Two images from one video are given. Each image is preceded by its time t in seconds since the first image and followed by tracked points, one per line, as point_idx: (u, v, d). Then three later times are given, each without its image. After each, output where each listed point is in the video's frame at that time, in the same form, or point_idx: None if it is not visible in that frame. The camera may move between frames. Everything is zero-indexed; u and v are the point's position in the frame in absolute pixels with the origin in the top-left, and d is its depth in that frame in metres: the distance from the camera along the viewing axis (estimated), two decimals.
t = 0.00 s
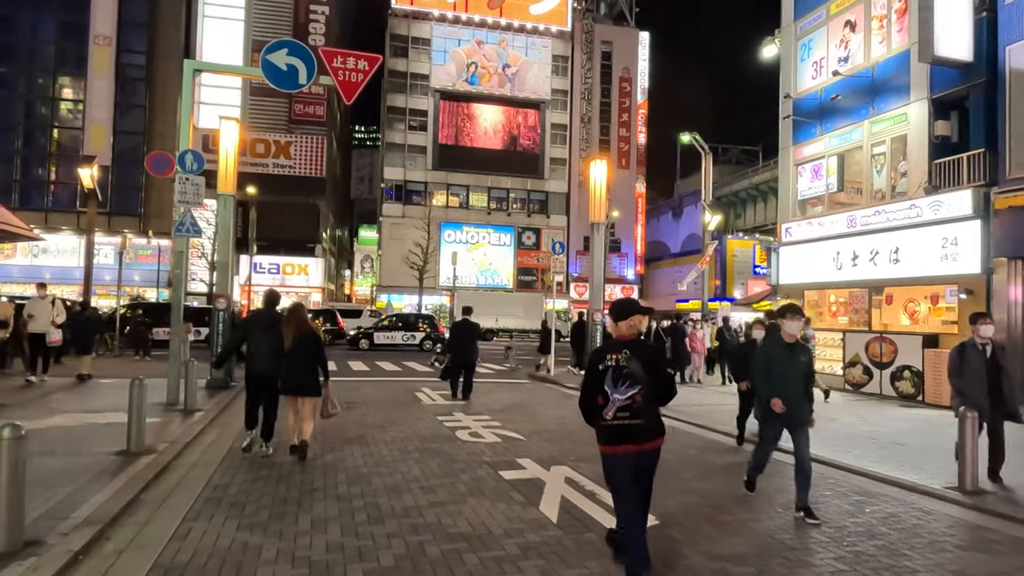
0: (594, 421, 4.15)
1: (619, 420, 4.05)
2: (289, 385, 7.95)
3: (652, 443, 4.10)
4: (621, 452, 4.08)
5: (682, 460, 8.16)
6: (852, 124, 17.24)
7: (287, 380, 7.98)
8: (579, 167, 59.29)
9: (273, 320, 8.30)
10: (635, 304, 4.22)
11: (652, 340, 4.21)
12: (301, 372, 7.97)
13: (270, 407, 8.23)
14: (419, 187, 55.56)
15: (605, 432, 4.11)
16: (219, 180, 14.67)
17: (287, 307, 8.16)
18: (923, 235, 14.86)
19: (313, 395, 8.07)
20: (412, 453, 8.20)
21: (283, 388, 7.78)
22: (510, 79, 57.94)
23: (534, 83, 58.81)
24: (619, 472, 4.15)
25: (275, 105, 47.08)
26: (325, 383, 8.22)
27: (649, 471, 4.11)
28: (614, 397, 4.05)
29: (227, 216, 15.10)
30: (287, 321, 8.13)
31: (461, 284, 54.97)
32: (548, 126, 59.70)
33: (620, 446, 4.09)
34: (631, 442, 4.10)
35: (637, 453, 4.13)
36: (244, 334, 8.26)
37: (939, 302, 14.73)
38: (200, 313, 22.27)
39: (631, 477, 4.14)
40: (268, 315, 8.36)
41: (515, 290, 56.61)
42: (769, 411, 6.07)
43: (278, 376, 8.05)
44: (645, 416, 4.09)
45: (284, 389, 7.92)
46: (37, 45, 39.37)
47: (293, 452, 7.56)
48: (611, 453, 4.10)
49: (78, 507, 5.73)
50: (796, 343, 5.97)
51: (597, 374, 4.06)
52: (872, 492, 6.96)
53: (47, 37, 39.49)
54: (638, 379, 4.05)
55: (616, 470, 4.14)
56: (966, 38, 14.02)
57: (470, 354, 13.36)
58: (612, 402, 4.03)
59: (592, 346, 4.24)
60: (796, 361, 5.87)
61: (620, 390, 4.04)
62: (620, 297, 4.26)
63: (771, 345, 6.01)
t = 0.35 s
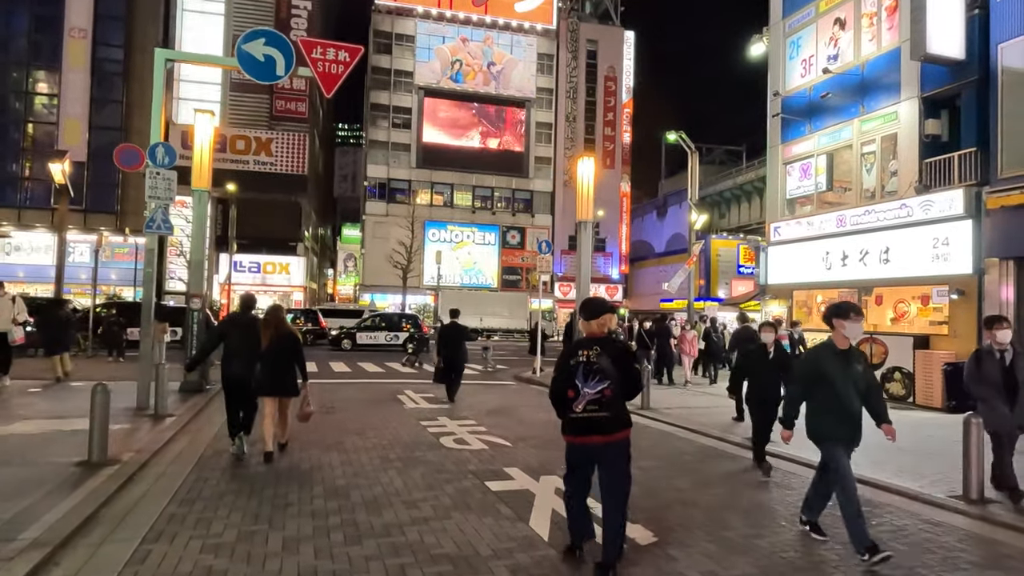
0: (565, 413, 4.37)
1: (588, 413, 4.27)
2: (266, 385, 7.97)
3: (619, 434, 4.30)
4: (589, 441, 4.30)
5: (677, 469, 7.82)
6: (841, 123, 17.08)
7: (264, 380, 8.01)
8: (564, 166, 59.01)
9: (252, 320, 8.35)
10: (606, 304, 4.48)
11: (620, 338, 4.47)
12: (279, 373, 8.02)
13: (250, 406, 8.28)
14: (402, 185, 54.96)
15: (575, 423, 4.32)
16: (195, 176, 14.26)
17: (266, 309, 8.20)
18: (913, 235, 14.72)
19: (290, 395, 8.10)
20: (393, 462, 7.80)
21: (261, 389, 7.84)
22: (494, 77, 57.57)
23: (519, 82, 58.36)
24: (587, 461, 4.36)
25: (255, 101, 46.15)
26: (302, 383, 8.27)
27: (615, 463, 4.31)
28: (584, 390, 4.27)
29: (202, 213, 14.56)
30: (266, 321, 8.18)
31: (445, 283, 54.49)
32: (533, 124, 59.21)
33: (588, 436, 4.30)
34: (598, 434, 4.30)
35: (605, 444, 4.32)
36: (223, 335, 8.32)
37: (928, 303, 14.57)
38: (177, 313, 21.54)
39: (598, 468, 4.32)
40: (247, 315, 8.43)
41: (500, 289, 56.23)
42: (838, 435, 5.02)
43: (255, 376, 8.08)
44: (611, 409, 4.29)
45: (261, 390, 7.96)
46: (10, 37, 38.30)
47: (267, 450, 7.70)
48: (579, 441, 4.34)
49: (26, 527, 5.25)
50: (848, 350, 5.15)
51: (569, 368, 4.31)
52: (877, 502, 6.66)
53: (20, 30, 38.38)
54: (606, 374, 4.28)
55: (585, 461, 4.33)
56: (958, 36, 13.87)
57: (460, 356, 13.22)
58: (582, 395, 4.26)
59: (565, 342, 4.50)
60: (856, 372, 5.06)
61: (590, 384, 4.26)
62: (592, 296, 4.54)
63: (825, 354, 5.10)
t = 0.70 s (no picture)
0: (540, 409, 4.71)
1: (562, 409, 4.62)
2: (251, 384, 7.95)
3: (589, 429, 4.66)
4: (562, 436, 4.64)
5: (678, 478, 7.47)
6: (835, 124, 16.90)
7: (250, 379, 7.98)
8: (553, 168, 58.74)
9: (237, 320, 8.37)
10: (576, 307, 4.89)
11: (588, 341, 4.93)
12: (266, 372, 8.01)
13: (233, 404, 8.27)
14: (390, 186, 54.42)
15: (550, 417, 4.66)
16: (176, 174, 13.86)
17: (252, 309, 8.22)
18: (910, 235, 14.51)
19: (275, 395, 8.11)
20: (382, 471, 7.41)
21: (244, 391, 7.89)
22: (483, 78, 57.26)
23: (507, 83, 58.10)
24: (559, 456, 4.68)
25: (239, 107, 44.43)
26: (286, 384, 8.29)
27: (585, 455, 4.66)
28: (558, 387, 4.64)
29: (182, 210, 14.08)
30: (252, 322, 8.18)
31: (432, 285, 54.02)
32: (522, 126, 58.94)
33: (560, 430, 4.65)
34: (570, 429, 4.65)
35: (576, 439, 4.67)
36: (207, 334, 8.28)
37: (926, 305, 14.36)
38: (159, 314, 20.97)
39: (570, 461, 4.66)
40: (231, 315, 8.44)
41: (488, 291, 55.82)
42: (929, 451, 3.91)
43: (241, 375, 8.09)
44: (582, 406, 4.66)
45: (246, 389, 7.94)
46: None
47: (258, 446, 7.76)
48: (553, 437, 4.66)
49: None
50: (947, 348, 4.06)
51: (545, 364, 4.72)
52: (890, 512, 6.35)
53: None
54: (578, 372, 4.68)
55: (558, 454, 4.67)
56: (956, 35, 13.71)
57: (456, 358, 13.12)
58: (556, 391, 4.63)
59: (538, 343, 4.88)
60: (957, 376, 3.96)
61: (563, 382, 4.65)
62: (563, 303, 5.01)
63: (918, 355, 3.99)
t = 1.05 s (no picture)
0: (520, 414, 4.79)
1: (542, 413, 4.73)
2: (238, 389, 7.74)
3: (566, 433, 4.80)
4: (542, 440, 4.75)
5: (682, 491, 7.12)
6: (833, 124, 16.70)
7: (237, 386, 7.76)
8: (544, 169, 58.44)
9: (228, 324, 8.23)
10: (554, 315, 4.97)
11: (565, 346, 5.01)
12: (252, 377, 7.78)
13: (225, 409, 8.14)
14: (380, 186, 53.90)
15: (530, 422, 4.75)
16: (159, 171, 13.42)
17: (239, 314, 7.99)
18: (910, 237, 14.29)
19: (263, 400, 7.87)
20: (372, 484, 7.02)
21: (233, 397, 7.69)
22: (473, 78, 56.92)
23: (498, 83, 57.83)
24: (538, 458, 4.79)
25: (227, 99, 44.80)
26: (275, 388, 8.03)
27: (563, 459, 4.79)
28: (538, 393, 4.73)
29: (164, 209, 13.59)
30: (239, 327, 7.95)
31: (422, 287, 53.55)
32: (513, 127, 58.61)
33: (540, 434, 4.75)
34: (549, 433, 4.77)
35: (555, 442, 4.80)
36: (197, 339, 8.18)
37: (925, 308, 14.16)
38: (143, 315, 20.41)
39: (548, 464, 4.78)
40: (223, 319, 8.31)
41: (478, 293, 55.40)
42: None
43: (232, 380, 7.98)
44: (561, 410, 4.79)
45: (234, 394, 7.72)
46: None
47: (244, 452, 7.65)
48: (532, 440, 4.76)
49: None
50: None
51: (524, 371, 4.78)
52: (909, 528, 6.04)
53: None
54: (556, 378, 4.78)
55: (537, 458, 4.77)
56: (957, 34, 13.51)
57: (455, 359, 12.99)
58: (536, 396, 4.72)
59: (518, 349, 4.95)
60: None
61: (543, 387, 4.74)
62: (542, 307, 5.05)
63: None
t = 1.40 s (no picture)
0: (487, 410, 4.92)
1: (509, 408, 4.88)
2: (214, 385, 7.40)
3: (533, 427, 4.93)
4: (509, 433, 4.90)
5: (679, 497, 6.79)
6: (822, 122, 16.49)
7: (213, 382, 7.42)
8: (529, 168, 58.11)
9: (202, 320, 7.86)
10: (521, 317, 5.13)
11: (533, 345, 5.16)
12: (229, 373, 7.45)
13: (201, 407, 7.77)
14: (362, 184, 53.27)
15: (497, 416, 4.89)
16: (130, 163, 12.89)
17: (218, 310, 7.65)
18: (901, 235, 14.13)
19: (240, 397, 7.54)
20: (351, 493, 6.61)
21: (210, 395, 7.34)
22: (458, 76, 56.44)
23: (482, 81, 57.40)
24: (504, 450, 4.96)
25: (207, 94, 44.03)
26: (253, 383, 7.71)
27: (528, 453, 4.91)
28: (506, 388, 4.87)
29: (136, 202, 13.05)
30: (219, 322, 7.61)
31: (405, 285, 53.03)
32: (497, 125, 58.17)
33: (506, 429, 4.90)
34: (516, 426, 4.91)
35: (521, 436, 4.94)
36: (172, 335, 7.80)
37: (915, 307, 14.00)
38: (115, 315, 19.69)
39: (514, 457, 4.91)
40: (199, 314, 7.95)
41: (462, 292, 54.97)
42: None
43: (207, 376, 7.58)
44: (527, 406, 4.94)
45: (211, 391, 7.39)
46: None
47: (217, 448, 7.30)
48: (497, 433, 4.92)
49: None
50: None
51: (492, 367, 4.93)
52: (918, 538, 5.77)
53: None
54: (524, 375, 4.93)
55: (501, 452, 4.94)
56: (949, 30, 13.35)
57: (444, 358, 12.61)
58: (503, 393, 4.86)
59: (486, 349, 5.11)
60: None
61: (510, 384, 4.88)
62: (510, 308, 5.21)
63: None
